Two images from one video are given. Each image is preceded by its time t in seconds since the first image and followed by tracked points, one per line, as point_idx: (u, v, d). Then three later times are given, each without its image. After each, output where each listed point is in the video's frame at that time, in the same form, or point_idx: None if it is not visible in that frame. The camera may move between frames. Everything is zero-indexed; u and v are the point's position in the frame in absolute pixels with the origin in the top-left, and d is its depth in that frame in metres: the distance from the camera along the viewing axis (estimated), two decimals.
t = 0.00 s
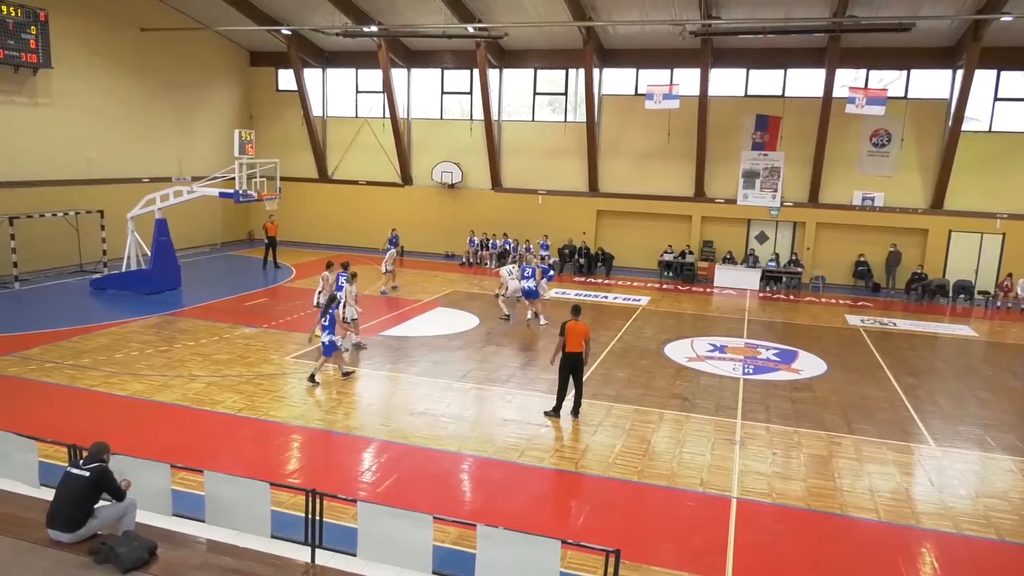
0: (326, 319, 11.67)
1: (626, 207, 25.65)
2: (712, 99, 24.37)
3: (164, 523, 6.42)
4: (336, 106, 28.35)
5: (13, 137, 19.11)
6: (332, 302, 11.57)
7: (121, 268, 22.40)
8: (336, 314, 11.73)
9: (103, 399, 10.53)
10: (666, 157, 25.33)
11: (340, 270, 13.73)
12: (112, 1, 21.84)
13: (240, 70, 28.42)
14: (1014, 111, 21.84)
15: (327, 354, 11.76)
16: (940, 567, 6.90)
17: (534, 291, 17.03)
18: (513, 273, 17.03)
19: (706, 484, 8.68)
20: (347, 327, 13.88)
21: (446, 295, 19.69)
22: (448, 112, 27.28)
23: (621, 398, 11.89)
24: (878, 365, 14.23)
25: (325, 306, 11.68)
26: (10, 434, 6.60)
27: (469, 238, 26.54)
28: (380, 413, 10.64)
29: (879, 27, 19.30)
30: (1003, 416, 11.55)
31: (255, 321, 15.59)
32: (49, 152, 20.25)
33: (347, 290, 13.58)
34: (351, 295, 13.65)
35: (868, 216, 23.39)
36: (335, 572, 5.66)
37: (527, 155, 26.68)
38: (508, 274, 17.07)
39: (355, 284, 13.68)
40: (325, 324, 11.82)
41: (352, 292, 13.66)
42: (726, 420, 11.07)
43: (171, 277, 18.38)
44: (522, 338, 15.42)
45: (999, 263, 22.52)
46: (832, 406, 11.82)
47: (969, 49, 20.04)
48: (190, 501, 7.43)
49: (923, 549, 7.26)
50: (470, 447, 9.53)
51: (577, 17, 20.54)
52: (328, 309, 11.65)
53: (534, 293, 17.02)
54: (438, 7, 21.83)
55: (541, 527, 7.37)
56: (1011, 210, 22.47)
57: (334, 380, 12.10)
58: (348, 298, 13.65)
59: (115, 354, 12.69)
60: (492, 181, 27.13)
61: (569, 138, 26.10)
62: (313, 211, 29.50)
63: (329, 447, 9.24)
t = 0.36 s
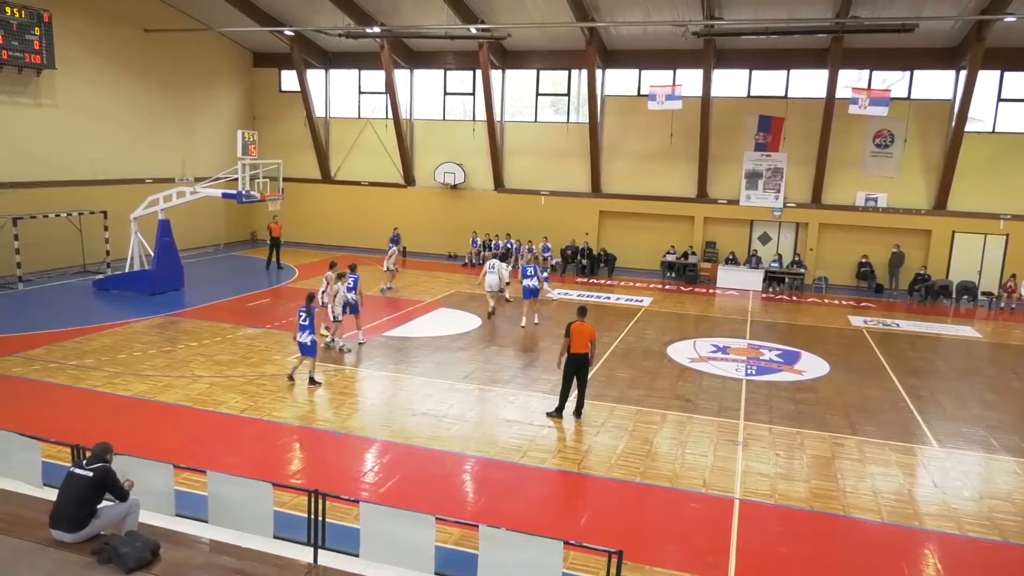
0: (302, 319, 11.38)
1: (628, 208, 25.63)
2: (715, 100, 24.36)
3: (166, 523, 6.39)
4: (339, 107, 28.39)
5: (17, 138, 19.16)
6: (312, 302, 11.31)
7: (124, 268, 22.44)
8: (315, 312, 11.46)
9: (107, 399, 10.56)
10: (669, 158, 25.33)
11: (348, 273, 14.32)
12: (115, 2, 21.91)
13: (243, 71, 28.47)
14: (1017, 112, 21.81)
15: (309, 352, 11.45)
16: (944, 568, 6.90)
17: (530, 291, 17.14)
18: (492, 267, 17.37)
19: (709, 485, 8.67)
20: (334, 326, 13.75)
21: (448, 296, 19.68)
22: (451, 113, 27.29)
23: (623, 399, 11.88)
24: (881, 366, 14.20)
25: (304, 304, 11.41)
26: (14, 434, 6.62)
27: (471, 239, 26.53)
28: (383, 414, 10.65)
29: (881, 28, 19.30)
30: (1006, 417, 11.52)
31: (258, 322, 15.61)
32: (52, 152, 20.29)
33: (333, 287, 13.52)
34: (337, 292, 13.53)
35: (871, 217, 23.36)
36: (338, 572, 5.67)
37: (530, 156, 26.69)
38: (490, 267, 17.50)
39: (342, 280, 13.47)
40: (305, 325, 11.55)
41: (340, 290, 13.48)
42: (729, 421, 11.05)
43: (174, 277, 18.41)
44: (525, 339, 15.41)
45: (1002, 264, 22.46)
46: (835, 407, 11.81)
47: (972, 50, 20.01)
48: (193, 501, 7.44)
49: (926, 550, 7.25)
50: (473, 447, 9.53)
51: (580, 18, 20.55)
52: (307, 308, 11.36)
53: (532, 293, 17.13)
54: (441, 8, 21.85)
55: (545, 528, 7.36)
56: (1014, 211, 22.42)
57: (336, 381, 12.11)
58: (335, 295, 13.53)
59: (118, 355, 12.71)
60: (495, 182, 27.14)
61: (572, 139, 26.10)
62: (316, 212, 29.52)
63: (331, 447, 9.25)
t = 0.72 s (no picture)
0: (286, 327, 11.31)
1: (629, 208, 25.63)
2: (716, 100, 24.36)
3: (167, 523, 6.37)
4: (340, 107, 28.43)
5: (19, 138, 19.17)
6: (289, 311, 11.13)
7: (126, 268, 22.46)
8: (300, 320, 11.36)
9: (109, 400, 10.57)
10: (670, 158, 25.33)
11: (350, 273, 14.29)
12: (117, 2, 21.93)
13: (244, 72, 28.50)
14: (1018, 112, 21.81)
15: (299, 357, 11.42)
16: (946, 568, 6.90)
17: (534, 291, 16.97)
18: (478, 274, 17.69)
19: (710, 485, 8.68)
20: (324, 326, 13.63)
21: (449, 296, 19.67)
22: (452, 113, 27.31)
23: (624, 399, 11.88)
24: (883, 367, 14.17)
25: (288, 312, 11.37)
26: (16, 434, 6.62)
27: (472, 240, 26.52)
28: (384, 414, 10.65)
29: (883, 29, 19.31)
30: (1008, 418, 11.51)
31: (258, 322, 15.61)
32: (53, 152, 20.29)
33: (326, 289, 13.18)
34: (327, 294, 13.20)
35: (872, 217, 23.35)
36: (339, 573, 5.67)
37: (531, 156, 26.70)
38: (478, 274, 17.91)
39: (333, 282, 13.11)
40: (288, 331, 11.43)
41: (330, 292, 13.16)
42: (730, 421, 11.05)
43: (176, 278, 18.42)
44: (526, 339, 15.41)
45: (1004, 264, 22.44)
46: (836, 407, 11.80)
47: (973, 51, 19.99)
48: (194, 502, 7.45)
49: (928, 550, 7.25)
50: (474, 448, 9.53)
51: (582, 19, 20.56)
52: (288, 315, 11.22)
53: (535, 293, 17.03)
54: (443, 9, 21.87)
55: (546, 528, 7.37)
56: (1016, 211, 22.40)
57: (338, 381, 12.09)
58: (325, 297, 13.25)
59: (120, 355, 12.72)
60: (496, 182, 27.14)
61: (573, 139, 26.11)
62: (317, 212, 29.53)
63: (333, 448, 9.25)
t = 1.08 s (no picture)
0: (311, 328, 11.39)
1: (630, 207, 25.62)
2: (717, 101, 24.36)
3: (168, 523, 6.36)
4: (341, 108, 28.44)
5: (20, 139, 19.18)
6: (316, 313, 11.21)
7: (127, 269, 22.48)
8: (326, 324, 11.50)
9: (110, 400, 10.58)
10: (671, 159, 25.33)
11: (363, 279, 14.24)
12: (118, 3, 21.94)
13: (245, 73, 28.52)
14: (1019, 112, 21.81)
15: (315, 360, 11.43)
16: (946, 569, 6.89)
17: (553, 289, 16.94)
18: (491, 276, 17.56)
19: (711, 485, 8.68)
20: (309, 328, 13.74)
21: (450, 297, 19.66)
22: (453, 113, 27.31)
23: (625, 400, 11.88)
24: (884, 367, 14.15)
25: (316, 315, 11.59)
26: (17, 434, 6.62)
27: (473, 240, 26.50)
28: (385, 415, 10.64)
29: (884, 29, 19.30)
30: (1009, 418, 11.50)
31: (259, 322, 15.61)
32: (54, 152, 20.28)
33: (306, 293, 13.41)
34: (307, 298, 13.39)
35: (873, 218, 23.34)
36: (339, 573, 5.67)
37: (532, 157, 26.70)
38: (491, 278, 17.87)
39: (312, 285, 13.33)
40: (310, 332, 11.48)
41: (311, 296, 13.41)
42: (731, 422, 11.05)
43: (176, 278, 18.41)
44: (527, 339, 15.41)
45: (1005, 264, 22.43)
46: (837, 407, 11.81)
47: (975, 51, 19.98)
48: (195, 502, 7.44)
49: (929, 551, 7.25)
50: (475, 448, 9.52)
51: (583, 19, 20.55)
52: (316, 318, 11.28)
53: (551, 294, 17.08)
54: (443, 9, 21.88)
55: (547, 528, 7.37)
56: (1016, 212, 22.39)
57: (339, 382, 12.09)
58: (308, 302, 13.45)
59: (121, 356, 12.72)
60: (497, 182, 27.14)
61: (573, 140, 26.11)
62: (318, 212, 29.54)
63: (334, 449, 9.24)
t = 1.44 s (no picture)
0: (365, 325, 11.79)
1: (631, 208, 25.63)
2: (717, 101, 24.35)
3: (169, 523, 6.36)
4: (342, 108, 28.45)
5: (21, 139, 19.19)
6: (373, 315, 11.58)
7: (127, 269, 22.49)
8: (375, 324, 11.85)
9: (110, 400, 10.59)
10: (671, 159, 25.33)
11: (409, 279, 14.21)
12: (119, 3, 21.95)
13: (246, 73, 28.52)
14: (1020, 112, 21.81)
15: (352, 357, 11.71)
16: (947, 569, 6.88)
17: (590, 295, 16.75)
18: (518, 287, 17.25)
19: (711, 485, 8.68)
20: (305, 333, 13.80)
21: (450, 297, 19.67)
22: (453, 114, 27.31)
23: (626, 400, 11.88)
24: (885, 367, 14.14)
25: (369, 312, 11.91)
26: (18, 435, 6.61)
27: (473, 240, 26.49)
28: (385, 415, 10.64)
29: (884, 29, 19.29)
30: (1010, 419, 11.49)
31: (259, 323, 15.60)
32: (55, 152, 20.27)
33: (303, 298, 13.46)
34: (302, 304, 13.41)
35: (874, 218, 23.32)
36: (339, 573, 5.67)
37: (532, 157, 26.69)
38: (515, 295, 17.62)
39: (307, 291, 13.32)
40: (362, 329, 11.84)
41: (306, 302, 13.40)
42: (731, 422, 11.05)
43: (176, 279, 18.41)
44: (527, 339, 15.41)
45: (1006, 264, 22.42)
46: (837, 407, 11.81)
47: (975, 51, 19.96)
48: (195, 503, 7.44)
49: (929, 551, 7.24)
50: (475, 449, 9.52)
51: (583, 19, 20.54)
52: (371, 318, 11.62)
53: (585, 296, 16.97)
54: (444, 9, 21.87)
55: (547, 528, 7.37)
56: (1017, 212, 22.38)
57: (339, 382, 12.08)
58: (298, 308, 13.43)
59: (121, 356, 12.72)
60: (498, 183, 27.14)
61: (574, 140, 26.12)
62: (318, 213, 29.53)
63: (334, 449, 9.24)
